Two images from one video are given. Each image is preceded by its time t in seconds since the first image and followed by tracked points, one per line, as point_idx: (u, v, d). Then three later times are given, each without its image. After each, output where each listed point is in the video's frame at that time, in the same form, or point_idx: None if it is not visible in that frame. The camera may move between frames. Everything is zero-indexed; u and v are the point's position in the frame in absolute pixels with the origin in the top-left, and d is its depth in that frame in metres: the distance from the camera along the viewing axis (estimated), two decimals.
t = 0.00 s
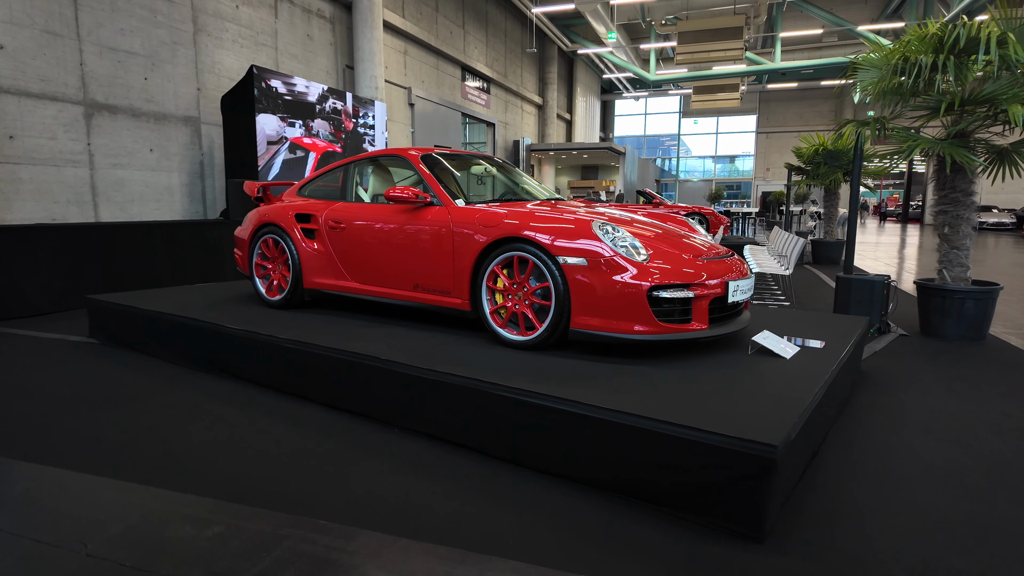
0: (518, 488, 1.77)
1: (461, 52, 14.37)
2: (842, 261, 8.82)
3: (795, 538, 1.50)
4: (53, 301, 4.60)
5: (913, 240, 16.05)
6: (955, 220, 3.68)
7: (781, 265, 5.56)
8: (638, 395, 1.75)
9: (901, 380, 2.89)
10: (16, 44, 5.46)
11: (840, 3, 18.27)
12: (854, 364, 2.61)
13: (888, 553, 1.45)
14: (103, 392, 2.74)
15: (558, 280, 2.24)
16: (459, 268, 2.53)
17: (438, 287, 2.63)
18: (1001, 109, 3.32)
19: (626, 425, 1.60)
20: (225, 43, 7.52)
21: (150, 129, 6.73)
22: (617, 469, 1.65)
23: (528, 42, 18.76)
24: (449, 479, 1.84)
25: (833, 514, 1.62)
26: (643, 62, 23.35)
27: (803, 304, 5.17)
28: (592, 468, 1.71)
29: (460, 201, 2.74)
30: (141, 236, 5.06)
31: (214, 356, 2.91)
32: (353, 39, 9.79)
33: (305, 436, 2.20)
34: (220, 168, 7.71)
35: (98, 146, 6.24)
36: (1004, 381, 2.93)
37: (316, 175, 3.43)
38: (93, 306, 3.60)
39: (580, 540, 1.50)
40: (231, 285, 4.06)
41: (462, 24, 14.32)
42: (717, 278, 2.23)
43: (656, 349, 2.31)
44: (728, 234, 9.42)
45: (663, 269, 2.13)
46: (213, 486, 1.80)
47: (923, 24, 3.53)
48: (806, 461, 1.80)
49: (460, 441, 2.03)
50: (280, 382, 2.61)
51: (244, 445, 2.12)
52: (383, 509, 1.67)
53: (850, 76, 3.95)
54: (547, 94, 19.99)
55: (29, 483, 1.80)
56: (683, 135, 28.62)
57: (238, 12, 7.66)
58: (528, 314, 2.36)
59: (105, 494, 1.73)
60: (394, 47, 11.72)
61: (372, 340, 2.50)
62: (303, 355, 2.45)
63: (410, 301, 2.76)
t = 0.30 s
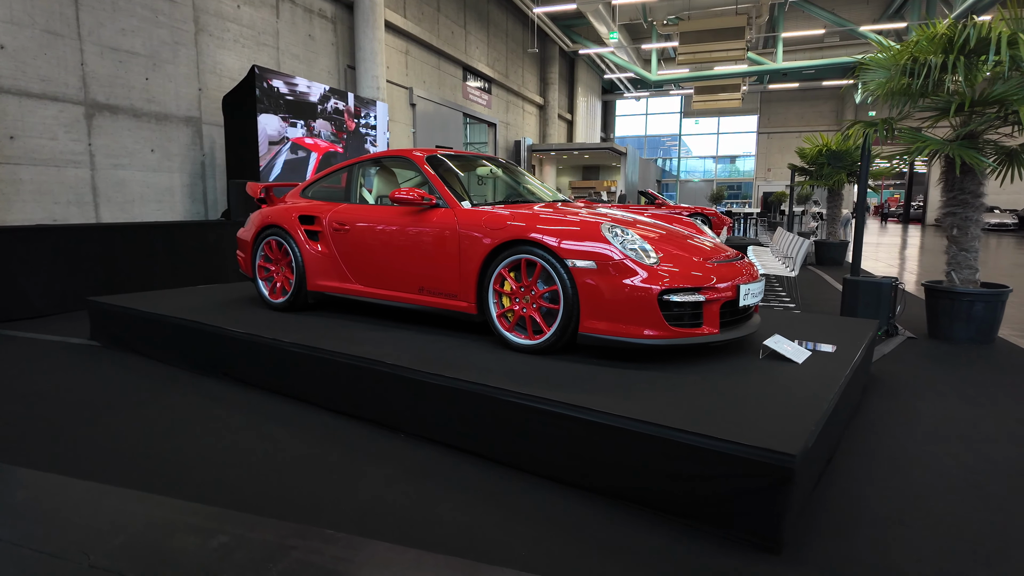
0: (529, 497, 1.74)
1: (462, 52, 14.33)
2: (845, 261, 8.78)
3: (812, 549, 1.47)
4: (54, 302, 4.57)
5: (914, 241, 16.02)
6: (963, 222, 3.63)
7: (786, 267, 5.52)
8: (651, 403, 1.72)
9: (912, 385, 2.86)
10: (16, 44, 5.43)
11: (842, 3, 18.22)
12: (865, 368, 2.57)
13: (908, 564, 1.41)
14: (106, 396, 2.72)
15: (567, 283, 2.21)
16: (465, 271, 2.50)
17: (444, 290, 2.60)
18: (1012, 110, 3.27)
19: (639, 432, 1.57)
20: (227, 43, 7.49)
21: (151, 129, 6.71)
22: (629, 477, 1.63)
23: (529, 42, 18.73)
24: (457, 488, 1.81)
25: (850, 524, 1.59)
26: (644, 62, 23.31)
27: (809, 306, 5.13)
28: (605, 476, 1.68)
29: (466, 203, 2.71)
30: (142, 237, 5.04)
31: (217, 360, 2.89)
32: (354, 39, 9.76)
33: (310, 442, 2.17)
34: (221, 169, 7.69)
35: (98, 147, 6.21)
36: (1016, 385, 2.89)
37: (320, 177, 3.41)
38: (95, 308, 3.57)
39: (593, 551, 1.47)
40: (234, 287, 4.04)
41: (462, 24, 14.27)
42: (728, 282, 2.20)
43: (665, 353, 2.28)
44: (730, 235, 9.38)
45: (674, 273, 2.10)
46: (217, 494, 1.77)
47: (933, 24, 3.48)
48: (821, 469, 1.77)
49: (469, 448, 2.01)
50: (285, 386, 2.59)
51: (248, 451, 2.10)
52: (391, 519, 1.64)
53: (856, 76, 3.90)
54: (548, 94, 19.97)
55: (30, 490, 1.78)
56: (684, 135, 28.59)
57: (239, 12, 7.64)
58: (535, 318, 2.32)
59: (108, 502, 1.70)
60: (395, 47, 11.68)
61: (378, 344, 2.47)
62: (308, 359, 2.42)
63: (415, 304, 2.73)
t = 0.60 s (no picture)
0: (543, 504, 1.71)
1: (463, 51, 14.29)
2: (847, 262, 8.75)
3: (836, 558, 1.43)
4: (54, 303, 4.53)
5: (915, 241, 16.03)
6: (973, 222, 3.59)
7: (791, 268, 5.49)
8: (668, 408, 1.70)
9: (924, 387, 2.82)
10: (17, 42, 5.40)
11: (843, 3, 18.18)
12: (878, 371, 2.53)
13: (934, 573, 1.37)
14: (109, 399, 2.68)
15: (578, 284, 2.17)
16: (473, 272, 2.47)
17: (452, 291, 2.57)
18: None
19: (657, 437, 1.54)
20: (228, 42, 7.46)
21: (152, 129, 6.67)
22: (647, 483, 1.59)
23: (530, 42, 18.69)
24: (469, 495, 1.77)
25: (871, 532, 1.55)
26: (645, 62, 23.29)
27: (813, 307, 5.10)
28: (621, 482, 1.65)
29: (473, 202, 2.68)
30: (144, 237, 5.00)
31: (221, 361, 2.85)
32: (355, 38, 9.72)
33: (317, 446, 2.13)
34: (222, 168, 7.65)
35: (99, 146, 6.17)
36: None
37: (325, 176, 3.38)
38: (96, 309, 3.53)
39: (611, 560, 1.44)
40: (236, 287, 4.00)
41: (464, 23, 14.24)
42: (742, 283, 2.16)
43: (677, 356, 2.24)
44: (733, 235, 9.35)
45: (687, 274, 2.06)
46: (224, 500, 1.73)
47: (943, 22, 3.42)
48: (841, 475, 1.73)
49: (480, 452, 1.97)
50: (290, 389, 2.55)
51: (254, 456, 2.06)
52: (402, 526, 1.61)
53: (864, 74, 3.84)
54: (549, 94, 19.94)
55: (32, 495, 1.74)
56: (684, 135, 28.57)
57: (240, 11, 7.60)
58: (545, 320, 2.28)
59: (112, 508, 1.67)
60: (396, 46, 11.64)
61: (386, 346, 2.44)
62: (315, 361, 2.39)
63: (422, 305, 2.69)
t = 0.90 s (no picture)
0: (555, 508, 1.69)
1: (461, 51, 14.25)
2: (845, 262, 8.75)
3: (852, 561, 1.43)
4: (53, 304, 4.49)
5: (911, 241, 16.08)
6: (978, 222, 3.57)
7: (792, 268, 5.48)
8: (683, 412, 1.71)
9: (930, 388, 2.81)
10: (13, 40, 5.35)
11: (841, 3, 18.20)
12: (886, 372, 2.52)
13: None
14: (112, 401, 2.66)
15: (586, 285, 2.15)
16: (479, 272, 2.44)
17: (457, 292, 2.54)
18: None
19: (675, 442, 1.55)
20: (226, 41, 7.42)
21: (149, 128, 6.62)
22: (663, 488, 1.60)
23: (528, 42, 18.66)
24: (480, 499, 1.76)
25: (886, 534, 1.54)
26: (642, 62, 23.20)
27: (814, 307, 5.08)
28: (637, 487, 1.65)
29: (478, 202, 2.65)
30: (143, 237, 4.97)
31: (224, 363, 2.82)
32: (353, 37, 9.68)
33: (326, 451, 2.12)
34: (220, 168, 7.61)
35: (96, 145, 6.12)
36: None
37: (326, 176, 3.34)
38: (94, 309, 3.49)
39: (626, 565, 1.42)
40: (237, 288, 3.97)
41: (462, 23, 14.21)
42: (752, 284, 2.14)
43: (687, 357, 2.22)
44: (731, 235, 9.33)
45: (696, 274, 2.04)
46: (229, 505, 1.71)
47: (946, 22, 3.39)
48: (856, 478, 1.71)
49: (494, 456, 1.97)
50: (296, 391, 2.53)
51: (260, 460, 2.04)
52: (416, 533, 1.59)
53: (869, 73, 3.82)
54: (546, 94, 19.93)
55: (33, 501, 1.71)
56: (682, 135, 28.59)
57: (238, 10, 7.55)
58: (552, 321, 2.26)
59: (117, 513, 1.64)
60: (394, 45, 11.59)
61: (393, 349, 2.43)
62: (322, 364, 2.38)
63: (426, 306, 2.67)
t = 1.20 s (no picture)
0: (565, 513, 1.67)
1: (455, 51, 14.22)
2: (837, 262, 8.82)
3: (864, 563, 1.42)
4: (46, 306, 4.43)
5: (901, 241, 16.25)
6: (974, 223, 3.61)
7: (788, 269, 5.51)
8: (693, 415, 1.70)
9: (930, 388, 2.83)
10: (3, 39, 5.27)
11: (832, 5, 18.34)
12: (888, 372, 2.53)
13: None
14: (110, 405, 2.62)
15: (592, 286, 2.13)
16: (482, 274, 2.43)
17: (460, 293, 2.52)
18: None
19: (687, 445, 1.54)
20: (219, 41, 7.36)
21: (142, 128, 6.55)
22: (673, 490, 1.59)
23: (521, 42, 18.66)
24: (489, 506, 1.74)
25: (897, 535, 1.54)
26: (635, 63, 23.26)
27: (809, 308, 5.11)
28: (647, 490, 1.64)
29: (481, 202, 2.64)
30: (137, 238, 4.91)
31: (223, 366, 2.79)
32: (347, 37, 9.63)
33: (329, 454, 2.09)
34: (213, 168, 7.54)
35: (88, 145, 6.05)
36: None
37: (326, 176, 3.32)
38: (89, 312, 3.44)
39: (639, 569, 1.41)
40: (234, 289, 3.93)
41: (456, 23, 14.20)
42: (758, 284, 2.14)
43: (693, 358, 2.22)
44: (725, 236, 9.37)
45: (702, 276, 2.03)
46: (234, 511, 1.68)
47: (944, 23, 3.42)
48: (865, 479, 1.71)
49: (500, 459, 1.96)
50: (296, 394, 2.51)
51: (262, 465, 2.01)
52: (425, 538, 1.58)
53: (866, 74, 3.84)
54: (540, 95, 19.95)
55: (32, 508, 1.67)
56: (674, 136, 28.72)
57: (232, 9, 7.49)
58: (557, 322, 2.24)
59: (119, 520, 1.61)
60: (389, 46, 11.55)
61: (396, 351, 2.41)
62: (324, 366, 2.35)
63: (429, 308, 2.65)
